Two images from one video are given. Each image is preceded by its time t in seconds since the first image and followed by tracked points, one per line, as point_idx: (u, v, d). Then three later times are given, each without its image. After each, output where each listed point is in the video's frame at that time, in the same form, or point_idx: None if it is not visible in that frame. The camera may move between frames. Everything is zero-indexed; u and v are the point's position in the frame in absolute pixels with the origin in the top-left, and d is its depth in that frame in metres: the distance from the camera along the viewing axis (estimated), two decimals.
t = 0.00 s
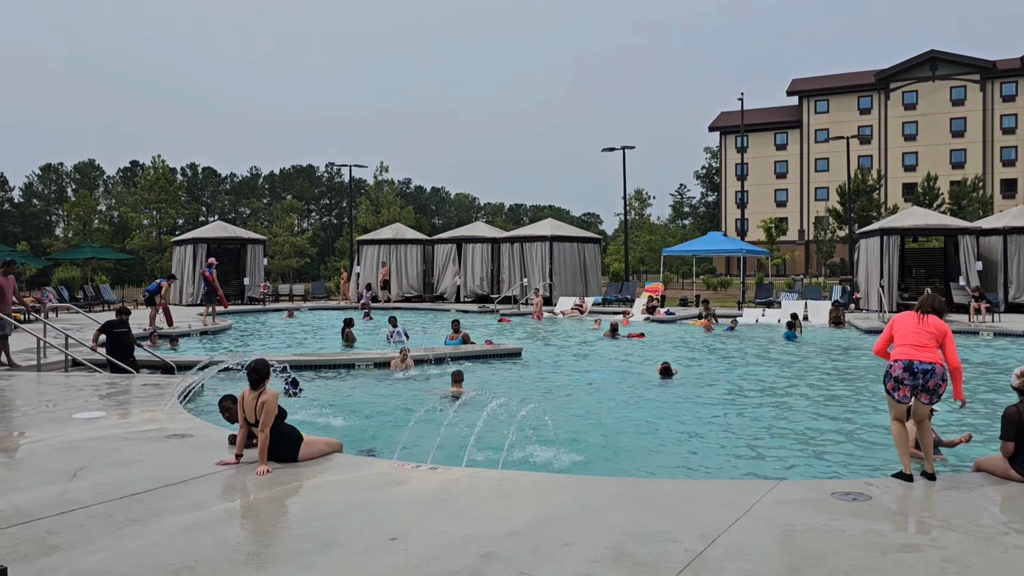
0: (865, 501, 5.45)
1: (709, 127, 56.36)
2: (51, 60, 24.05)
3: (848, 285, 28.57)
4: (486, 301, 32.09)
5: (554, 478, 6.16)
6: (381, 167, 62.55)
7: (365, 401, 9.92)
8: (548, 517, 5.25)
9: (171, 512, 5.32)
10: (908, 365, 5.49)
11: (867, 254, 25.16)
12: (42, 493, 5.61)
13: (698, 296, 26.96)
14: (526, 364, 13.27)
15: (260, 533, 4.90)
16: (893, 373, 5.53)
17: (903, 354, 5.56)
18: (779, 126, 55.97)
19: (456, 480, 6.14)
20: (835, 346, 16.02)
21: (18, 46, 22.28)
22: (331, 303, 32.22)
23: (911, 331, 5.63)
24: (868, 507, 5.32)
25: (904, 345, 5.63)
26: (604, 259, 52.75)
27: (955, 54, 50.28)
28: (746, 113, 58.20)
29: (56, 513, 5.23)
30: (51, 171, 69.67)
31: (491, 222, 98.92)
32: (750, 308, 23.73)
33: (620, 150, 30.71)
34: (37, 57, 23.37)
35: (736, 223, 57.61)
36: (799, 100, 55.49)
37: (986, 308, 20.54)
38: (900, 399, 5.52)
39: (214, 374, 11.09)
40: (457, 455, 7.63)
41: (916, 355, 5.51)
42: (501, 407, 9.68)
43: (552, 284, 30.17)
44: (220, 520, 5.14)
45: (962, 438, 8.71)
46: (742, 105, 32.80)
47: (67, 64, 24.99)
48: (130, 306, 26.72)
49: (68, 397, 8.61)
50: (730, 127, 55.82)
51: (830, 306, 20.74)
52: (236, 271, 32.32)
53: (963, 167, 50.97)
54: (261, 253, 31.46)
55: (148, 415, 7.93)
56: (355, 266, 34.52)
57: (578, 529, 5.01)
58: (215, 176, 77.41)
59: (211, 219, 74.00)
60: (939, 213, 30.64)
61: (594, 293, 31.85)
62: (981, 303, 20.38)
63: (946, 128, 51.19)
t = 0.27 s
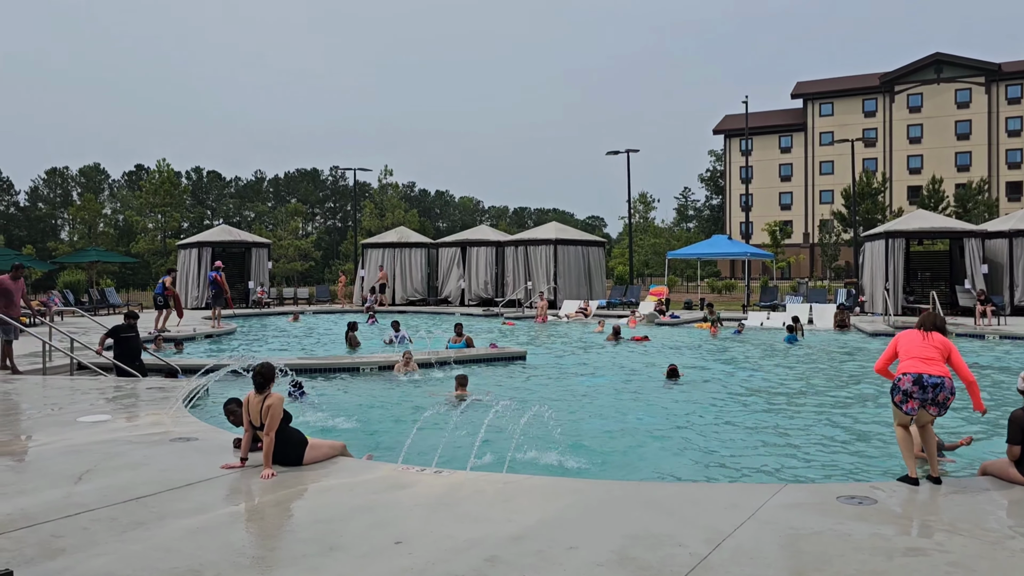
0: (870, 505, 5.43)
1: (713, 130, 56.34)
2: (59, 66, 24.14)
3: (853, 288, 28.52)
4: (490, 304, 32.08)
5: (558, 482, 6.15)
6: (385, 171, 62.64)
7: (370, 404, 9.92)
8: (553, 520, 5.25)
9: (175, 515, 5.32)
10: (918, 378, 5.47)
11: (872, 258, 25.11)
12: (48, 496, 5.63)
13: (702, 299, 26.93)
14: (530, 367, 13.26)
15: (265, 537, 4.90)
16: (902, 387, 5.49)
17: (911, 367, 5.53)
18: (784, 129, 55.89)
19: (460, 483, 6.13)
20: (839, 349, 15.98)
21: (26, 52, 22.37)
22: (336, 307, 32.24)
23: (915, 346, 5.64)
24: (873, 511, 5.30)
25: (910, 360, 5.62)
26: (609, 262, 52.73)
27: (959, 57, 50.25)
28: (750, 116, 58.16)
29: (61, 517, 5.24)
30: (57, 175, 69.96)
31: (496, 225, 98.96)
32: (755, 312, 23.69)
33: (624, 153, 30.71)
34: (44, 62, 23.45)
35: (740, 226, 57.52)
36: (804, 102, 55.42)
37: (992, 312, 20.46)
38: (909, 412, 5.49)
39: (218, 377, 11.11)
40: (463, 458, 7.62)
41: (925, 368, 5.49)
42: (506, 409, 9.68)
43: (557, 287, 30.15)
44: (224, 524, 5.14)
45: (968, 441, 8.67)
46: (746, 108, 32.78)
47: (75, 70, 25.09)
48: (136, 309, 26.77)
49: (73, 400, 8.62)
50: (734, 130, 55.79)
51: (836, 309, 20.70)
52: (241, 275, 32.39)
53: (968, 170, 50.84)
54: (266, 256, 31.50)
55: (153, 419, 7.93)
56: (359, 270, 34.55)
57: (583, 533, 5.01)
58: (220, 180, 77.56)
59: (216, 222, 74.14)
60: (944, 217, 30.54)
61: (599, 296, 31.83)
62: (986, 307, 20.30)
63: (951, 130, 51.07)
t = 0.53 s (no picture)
0: (877, 509, 5.41)
1: (718, 133, 56.32)
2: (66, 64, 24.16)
3: (859, 291, 28.49)
4: (495, 308, 32.10)
5: (563, 485, 6.14)
6: (390, 174, 62.71)
7: (373, 408, 9.91)
8: (558, 523, 5.24)
9: (181, 518, 5.33)
10: (928, 394, 5.51)
11: (878, 260, 25.06)
12: (54, 500, 5.64)
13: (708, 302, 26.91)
14: (535, 370, 13.26)
15: (270, 540, 4.89)
16: (913, 401, 5.53)
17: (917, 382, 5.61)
18: (789, 131, 55.85)
19: (466, 487, 6.13)
20: (845, 352, 15.93)
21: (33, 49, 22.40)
22: (341, 310, 32.27)
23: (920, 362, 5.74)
24: (880, 514, 5.29)
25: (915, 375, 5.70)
26: (613, 265, 52.73)
27: (965, 59, 50.17)
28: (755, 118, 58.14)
29: (67, 520, 5.25)
30: (62, 179, 70.28)
31: (500, 228, 99.00)
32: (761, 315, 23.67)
33: (629, 156, 30.76)
34: (51, 63, 23.51)
35: (745, 228, 57.46)
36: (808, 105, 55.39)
37: (999, 315, 20.41)
38: (918, 426, 5.55)
39: (224, 380, 11.13)
40: (468, 461, 7.61)
41: (935, 383, 5.54)
42: (509, 413, 9.67)
43: (562, 290, 30.16)
44: (230, 527, 5.14)
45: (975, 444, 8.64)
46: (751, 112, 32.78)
47: (83, 69, 25.11)
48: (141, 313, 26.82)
49: (79, 404, 8.63)
50: (739, 132, 55.77)
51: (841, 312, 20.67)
52: (246, 278, 32.47)
53: (974, 172, 50.75)
54: (271, 260, 31.56)
55: (158, 422, 7.95)
56: (364, 273, 34.60)
57: (588, 536, 4.99)
58: (225, 184, 77.79)
59: (221, 226, 74.28)
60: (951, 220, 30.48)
61: (603, 300, 31.83)
62: (993, 310, 20.24)
63: (956, 132, 51.00)
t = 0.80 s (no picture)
0: (883, 512, 5.39)
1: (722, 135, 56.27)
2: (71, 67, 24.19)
3: (864, 294, 28.41)
4: (499, 310, 32.09)
5: (567, 488, 6.14)
6: (394, 177, 62.72)
7: (377, 411, 9.91)
8: (563, 526, 5.24)
9: (187, 522, 5.34)
10: (941, 409, 5.58)
11: (883, 263, 24.99)
12: (60, 503, 5.64)
13: (713, 305, 26.85)
14: (539, 373, 13.25)
15: (275, 543, 4.90)
16: (927, 415, 5.59)
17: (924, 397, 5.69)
18: (793, 133, 55.77)
19: (471, 489, 6.13)
20: (851, 355, 15.89)
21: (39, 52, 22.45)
22: (346, 313, 32.28)
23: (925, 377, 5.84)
24: (886, 518, 5.27)
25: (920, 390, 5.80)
26: (618, 268, 52.68)
27: (970, 61, 50.09)
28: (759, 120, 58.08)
29: (73, 523, 5.26)
30: (68, 183, 70.52)
31: (504, 231, 98.96)
32: (766, 318, 23.61)
33: (634, 159, 30.76)
34: (57, 67, 23.59)
35: (749, 231, 57.37)
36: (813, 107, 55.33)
37: (1005, 317, 20.35)
38: (925, 438, 5.64)
39: (229, 383, 11.14)
40: (473, 464, 7.61)
41: (947, 399, 5.62)
42: (514, 416, 9.66)
43: (566, 293, 30.15)
44: (236, 530, 5.15)
45: (982, 448, 8.60)
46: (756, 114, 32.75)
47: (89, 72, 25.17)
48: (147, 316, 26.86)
49: (85, 407, 8.65)
50: (743, 134, 55.71)
51: (847, 314, 20.61)
52: (251, 281, 32.52)
53: (979, 173, 50.62)
54: (275, 263, 31.60)
55: (163, 426, 7.96)
56: (368, 276, 34.61)
57: (593, 539, 4.99)
58: (230, 187, 77.94)
59: (226, 230, 74.39)
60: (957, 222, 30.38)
61: (608, 302, 31.79)
62: (999, 312, 20.17)
63: (961, 134, 50.89)
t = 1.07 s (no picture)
0: (888, 514, 5.38)
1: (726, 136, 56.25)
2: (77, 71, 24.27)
3: (870, 295, 28.36)
4: (504, 312, 32.09)
5: (572, 490, 6.13)
6: (399, 179, 62.78)
7: (382, 413, 9.91)
8: (568, 528, 5.23)
9: (192, 524, 5.34)
10: (962, 435, 5.64)
11: (889, 264, 24.93)
12: (66, 506, 5.65)
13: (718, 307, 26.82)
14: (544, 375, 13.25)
15: (280, 545, 4.90)
16: (949, 440, 5.63)
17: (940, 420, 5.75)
18: (798, 135, 55.71)
19: (475, 492, 6.13)
20: (856, 356, 15.85)
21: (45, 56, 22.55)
22: (351, 315, 32.31)
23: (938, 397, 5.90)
24: (892, 520, 5.25)
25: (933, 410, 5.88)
26: (622, 269, 52.68)
27: (975, 61, 49.92)
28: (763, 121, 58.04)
29: (80, 525, 5.27)
30: (74, 186, 70.85)
31: (509, 233, 99.02)
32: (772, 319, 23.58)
33: (638, 160, 30.78)
34: (63, 71, 23.68)
35: (754, 232, 57.31)
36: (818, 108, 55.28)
37: (1012, 318, 20.29)
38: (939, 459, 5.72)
39: (234, 386, 11.16)
40: (477, 466, 7.62)
41: (967, 424, 5.69)
42: (518, 418, 9.65)
43: (571, 295, 30.15)
44: (241, 532, 5.15)
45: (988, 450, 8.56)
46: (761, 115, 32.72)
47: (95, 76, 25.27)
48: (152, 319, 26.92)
49: (91, 410, 8.67)
50: (748, 136, 55.67)
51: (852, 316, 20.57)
52: (256, 283, 32.56)
53: (985, 174, 50.50)
54: (280, 265, 31.64)
55: (169, 428, 7.97)
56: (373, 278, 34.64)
57: (598, 541, 4.98)
58: (235, 190, 78.16)
59: (231, 232, 74.55)
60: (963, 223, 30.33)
61: (613, 304, 31.78)
62: (1006, 314, 20.12)
63: (967, 135, 50.78)
